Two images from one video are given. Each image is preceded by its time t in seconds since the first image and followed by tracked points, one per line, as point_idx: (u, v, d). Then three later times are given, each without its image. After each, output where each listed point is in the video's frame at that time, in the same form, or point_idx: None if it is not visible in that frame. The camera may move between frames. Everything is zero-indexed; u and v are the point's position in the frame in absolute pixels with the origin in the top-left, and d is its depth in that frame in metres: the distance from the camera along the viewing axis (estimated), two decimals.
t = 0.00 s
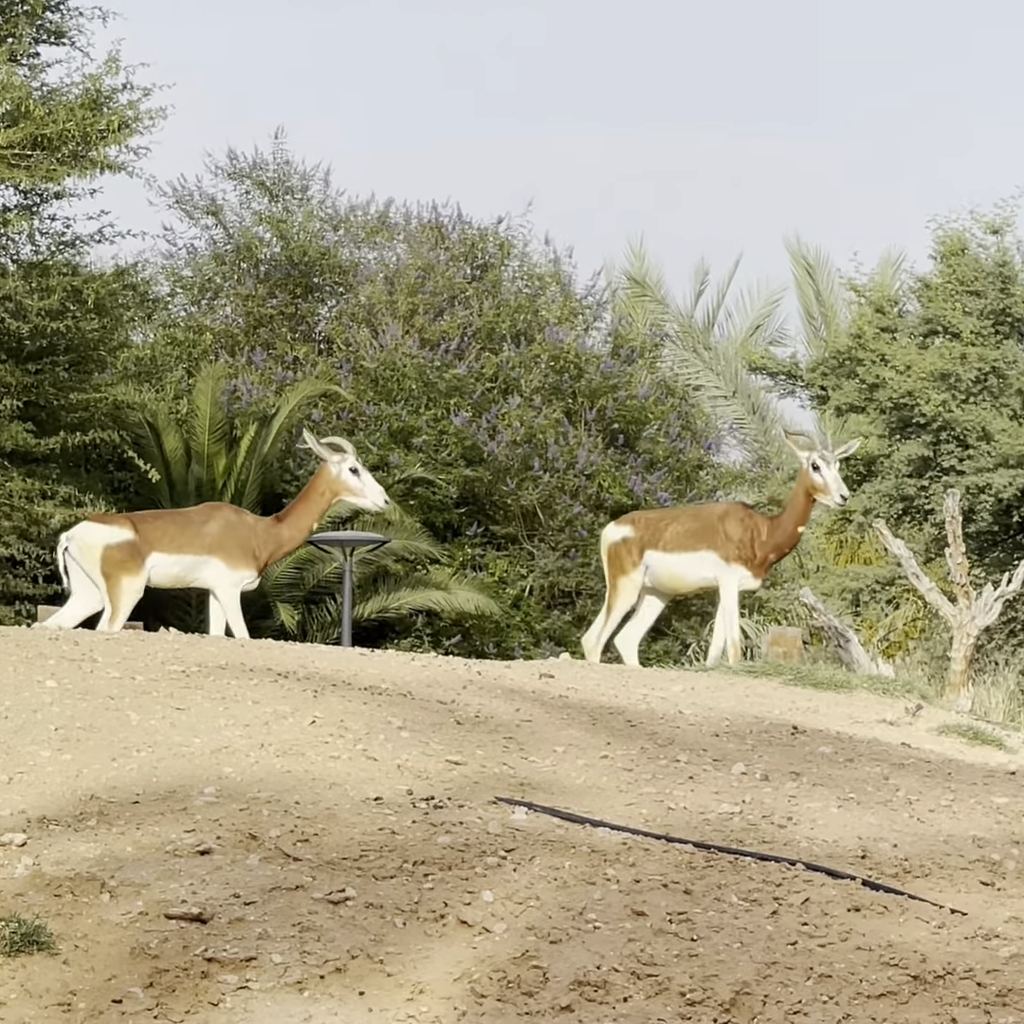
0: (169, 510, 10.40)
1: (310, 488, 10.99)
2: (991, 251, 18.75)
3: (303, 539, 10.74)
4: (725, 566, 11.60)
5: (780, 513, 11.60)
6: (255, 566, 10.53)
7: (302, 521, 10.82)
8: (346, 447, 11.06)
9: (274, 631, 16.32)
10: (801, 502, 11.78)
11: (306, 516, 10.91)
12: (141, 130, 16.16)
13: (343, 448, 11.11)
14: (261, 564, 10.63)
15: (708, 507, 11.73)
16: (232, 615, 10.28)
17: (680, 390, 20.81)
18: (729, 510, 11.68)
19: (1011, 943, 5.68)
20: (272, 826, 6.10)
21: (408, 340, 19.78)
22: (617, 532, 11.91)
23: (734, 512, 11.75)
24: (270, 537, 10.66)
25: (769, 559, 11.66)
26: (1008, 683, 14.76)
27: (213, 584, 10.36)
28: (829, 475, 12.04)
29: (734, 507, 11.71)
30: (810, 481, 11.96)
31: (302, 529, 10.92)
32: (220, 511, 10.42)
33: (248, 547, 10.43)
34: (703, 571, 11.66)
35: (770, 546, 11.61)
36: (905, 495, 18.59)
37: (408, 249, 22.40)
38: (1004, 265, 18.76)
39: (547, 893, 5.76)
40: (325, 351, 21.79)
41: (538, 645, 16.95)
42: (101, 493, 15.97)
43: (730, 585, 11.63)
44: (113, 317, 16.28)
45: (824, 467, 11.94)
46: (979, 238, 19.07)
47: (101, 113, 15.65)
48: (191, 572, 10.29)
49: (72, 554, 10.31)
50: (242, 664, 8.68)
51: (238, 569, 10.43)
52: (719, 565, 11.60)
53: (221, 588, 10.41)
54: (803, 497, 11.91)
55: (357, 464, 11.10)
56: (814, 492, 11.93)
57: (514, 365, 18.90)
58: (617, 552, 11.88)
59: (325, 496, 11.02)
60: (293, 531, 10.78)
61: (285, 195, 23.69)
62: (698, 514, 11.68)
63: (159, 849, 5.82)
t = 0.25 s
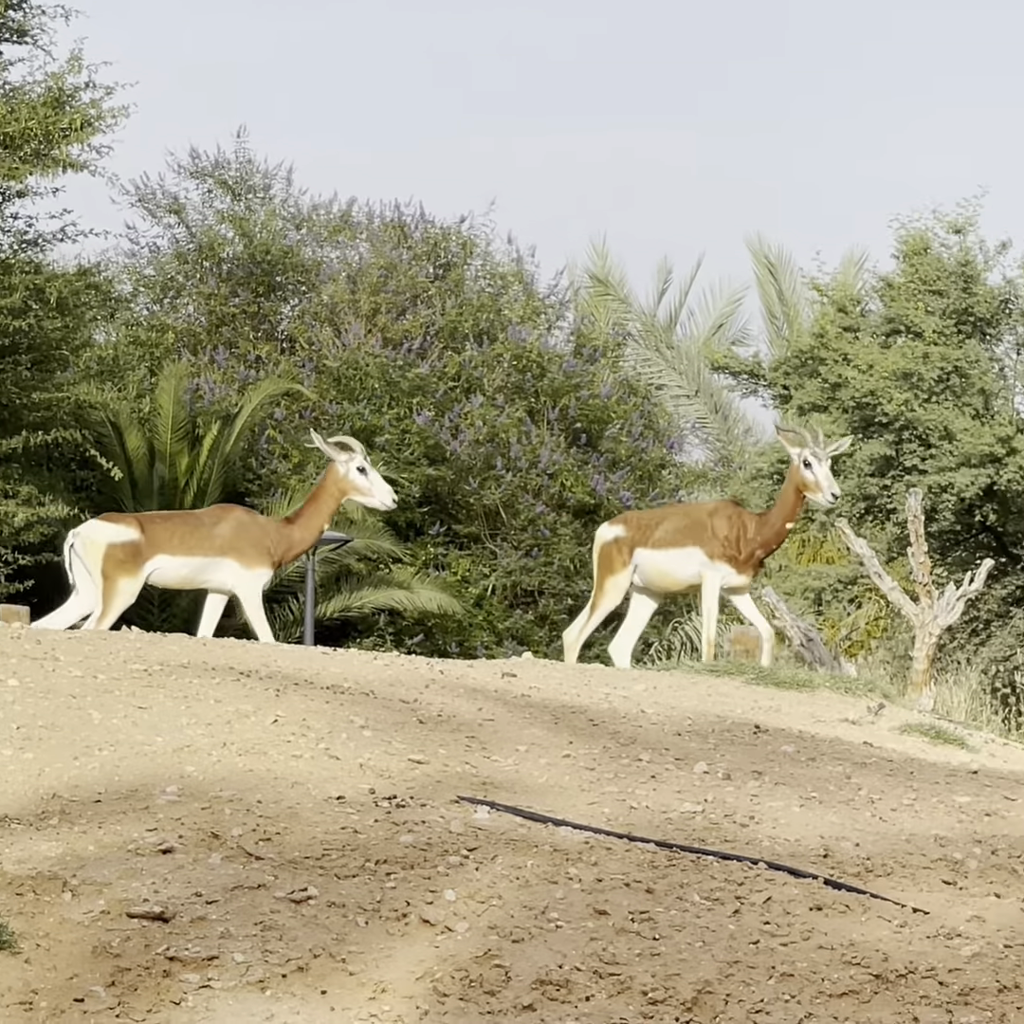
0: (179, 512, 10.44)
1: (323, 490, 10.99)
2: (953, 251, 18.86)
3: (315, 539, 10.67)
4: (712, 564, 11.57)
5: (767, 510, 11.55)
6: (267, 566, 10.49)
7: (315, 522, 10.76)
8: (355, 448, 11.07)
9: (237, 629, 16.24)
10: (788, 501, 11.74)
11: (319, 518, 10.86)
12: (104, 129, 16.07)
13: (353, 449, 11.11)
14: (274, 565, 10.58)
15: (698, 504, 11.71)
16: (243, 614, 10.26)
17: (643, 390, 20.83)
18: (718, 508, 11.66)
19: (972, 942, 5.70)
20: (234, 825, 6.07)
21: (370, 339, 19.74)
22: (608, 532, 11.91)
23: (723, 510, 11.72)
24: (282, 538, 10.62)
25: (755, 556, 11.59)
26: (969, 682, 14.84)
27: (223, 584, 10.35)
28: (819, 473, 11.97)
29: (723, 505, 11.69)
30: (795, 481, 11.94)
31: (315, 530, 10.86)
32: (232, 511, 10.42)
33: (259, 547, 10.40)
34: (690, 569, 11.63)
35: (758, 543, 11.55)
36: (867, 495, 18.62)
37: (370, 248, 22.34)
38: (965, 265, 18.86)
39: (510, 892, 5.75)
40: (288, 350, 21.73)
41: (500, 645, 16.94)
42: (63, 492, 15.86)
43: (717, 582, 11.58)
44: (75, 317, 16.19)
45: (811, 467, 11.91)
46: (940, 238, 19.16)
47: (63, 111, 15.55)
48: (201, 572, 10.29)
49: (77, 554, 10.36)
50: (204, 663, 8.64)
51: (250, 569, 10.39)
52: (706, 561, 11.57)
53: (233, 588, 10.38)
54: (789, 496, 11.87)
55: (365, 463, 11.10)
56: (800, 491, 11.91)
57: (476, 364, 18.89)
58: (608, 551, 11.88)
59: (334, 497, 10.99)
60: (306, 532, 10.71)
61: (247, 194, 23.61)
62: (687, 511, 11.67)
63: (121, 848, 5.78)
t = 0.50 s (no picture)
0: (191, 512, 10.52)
1: (338, 493, 11.16)
2: (916, 250, 19.02)
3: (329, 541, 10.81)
4: (710, 565, 11.63)
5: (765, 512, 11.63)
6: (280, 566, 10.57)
7: (327, 525, 10.93)
8: (372, 452, 11.28)
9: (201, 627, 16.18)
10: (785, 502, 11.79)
11: (331, 521, 10.98)
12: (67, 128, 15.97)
13: (370, 451, 11.32)
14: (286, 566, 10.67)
15: (697, 505, 11.76)
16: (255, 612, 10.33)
17: (607, 389, 20.84)
18: (717, 510, 11.73)
19: (936, 941, 5.70)
20: (197, 823, 6.05)
21: (334, 339, 19.69)
22: (607, 530, 11.89)
23: (720, 512, 11.79)
24: (295, 539, 10.73)
25: (754, 557, 11.65)
26: (931, 681, 14.91)
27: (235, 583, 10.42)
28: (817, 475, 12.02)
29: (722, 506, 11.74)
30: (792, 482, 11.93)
31: (328, 535, 10.97)
32: (245, 511, 10.51)
33: (272, 547, 10.49)
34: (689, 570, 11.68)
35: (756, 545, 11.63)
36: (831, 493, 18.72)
37: (334, 247, 22.26)
38: (929, 264, 18.98)
39: (473, 890, 5.74)
40: (252, 348, 21.65)
41: (464, 643, 16.92)
42: (26, 490, 15.76)
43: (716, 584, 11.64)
44: (38, 316, 16.10)
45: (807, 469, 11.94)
46: (904, 237, 19.32)
47: (26, 109, 15.45)
48: (213, 570, 10.37)
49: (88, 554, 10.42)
50: (168, 661, 8.60)
51: (262, 568, 10.47)
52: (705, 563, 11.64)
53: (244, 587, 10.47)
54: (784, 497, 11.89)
55: (382, 467, 11.34)
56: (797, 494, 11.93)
57: (440, 362, 18.86)
58: (607, 549, 11.85)
59: (351, 500, 11.20)
60: (319, 535, 10.82)
61: (211, 193, 23.50)
62: (686, 512, 11.71)
63: (84, 846, 5.75)
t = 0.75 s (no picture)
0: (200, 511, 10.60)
1: (351, 493, 11.21)
2: (880, 250, 19.10)
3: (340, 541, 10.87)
4: (711, 566, 11.65)
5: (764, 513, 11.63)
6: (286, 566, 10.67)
7: (339, 526, 10.94)
8: (389, 452, 11.30)
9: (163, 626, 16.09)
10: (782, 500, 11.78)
11: (342, 520, 11.02)
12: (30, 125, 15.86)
13: (387, 452, 11.36)
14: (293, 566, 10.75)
15: (697, 505, 11.77)
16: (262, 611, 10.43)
17: (571, 388, 20.85)
18: (716, 510, 11.74)
19: (898, 939, 5.71)
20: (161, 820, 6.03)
21: (298, 337, 19.61)
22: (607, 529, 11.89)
23: (719, 511, 11.81)
24: (305, 539, 10.79)
25: (754, 558, 11.67)
26: (893, 679, 14.99)
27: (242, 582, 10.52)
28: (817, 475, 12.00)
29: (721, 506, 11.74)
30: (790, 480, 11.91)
31: (337, 534, 11.03)
32: (253, 511, 10.60)
33: (279, 547, 10.58)
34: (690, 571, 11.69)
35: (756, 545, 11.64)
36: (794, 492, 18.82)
37: (299, 245, 22.18)
38: (892, 263, 19.06)
39: (436, 888, 5.74)
40: (216, 346, 21.58)
41: (427, 641, 16.91)
42: None
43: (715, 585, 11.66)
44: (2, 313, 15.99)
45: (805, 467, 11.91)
46: (867, 237, 19.42)
47: None
48: (220, 569, 10.47)
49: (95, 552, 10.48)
50: (131, 659, 8.56)
51: (268, 567, 10.59)
52: (705, 564, 11.66)
53: (249, 587, 10.57)
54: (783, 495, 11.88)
55: (399, 469, 11.36)
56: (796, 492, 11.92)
57: (404, 361, 18.82)
58: (608, 549, 11.86)
59: (367, 500, 11.25)
60: (328, 535, 10.88)
61: (176, 191, 23.41)
62: (686, 512, 11.72)
63: (47, 844, 5.72)
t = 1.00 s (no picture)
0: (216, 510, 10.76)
1: (366, 495, 11.32)
2: (843, 248, 19.16)
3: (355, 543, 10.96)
4: (710, 566, 11.78)
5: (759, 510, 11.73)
6: (300, 568, 10.80)
7: (354, 528, 11.03)
8: (403, 454, 11.37)
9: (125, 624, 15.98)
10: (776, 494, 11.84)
11: (358, 522, 11.13)
12: None
13: (402, 455, 11.46)
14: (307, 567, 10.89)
15: (692, 505, 11.89)
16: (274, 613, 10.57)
17: (534, 386, 20.84)
18: (711, 508, 11.86)
19: (860, 936, 5.72)
20: (122, 818, 6.00)
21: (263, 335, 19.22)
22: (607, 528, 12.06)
23: (716, 510, 11.93)
24: (320, 541, 10.90)
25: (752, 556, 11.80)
26: (856, 678, 15.03)
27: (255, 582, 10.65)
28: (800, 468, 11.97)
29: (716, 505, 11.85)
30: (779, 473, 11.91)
31: (354, 535, 11.13)
32: (269, 512, 10.75)
33: (292, 549, 10.72)
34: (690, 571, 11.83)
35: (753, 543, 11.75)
36: (756, 490, 18.89)
37: (261, 242, 22.06)
38: (854, 261, 19.15)
39: (399, 886, 5.72)
40: (179, 344, 21.45)
41: (390, 639, 16.87)
42: None
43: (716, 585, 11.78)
44: None
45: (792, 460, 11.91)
46: (830, 235, 19.48)
47: None
48: (234, 570, 10.62)
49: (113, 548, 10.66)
50: (92, 656, 8.51)
51: (280, 569, 10.72)
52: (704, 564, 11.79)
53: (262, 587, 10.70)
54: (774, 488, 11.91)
55: (412, 472, 11.44)
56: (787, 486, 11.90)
57: (367, 359, 18.74)
58: (608, 550, 12.05)
59: (381, 501, 11.36)
60: (344, 537, 10.99)
61: (138, 188, 23.27)
62: (681, 512, 11.85)
63: (8, 842, 5.68)
